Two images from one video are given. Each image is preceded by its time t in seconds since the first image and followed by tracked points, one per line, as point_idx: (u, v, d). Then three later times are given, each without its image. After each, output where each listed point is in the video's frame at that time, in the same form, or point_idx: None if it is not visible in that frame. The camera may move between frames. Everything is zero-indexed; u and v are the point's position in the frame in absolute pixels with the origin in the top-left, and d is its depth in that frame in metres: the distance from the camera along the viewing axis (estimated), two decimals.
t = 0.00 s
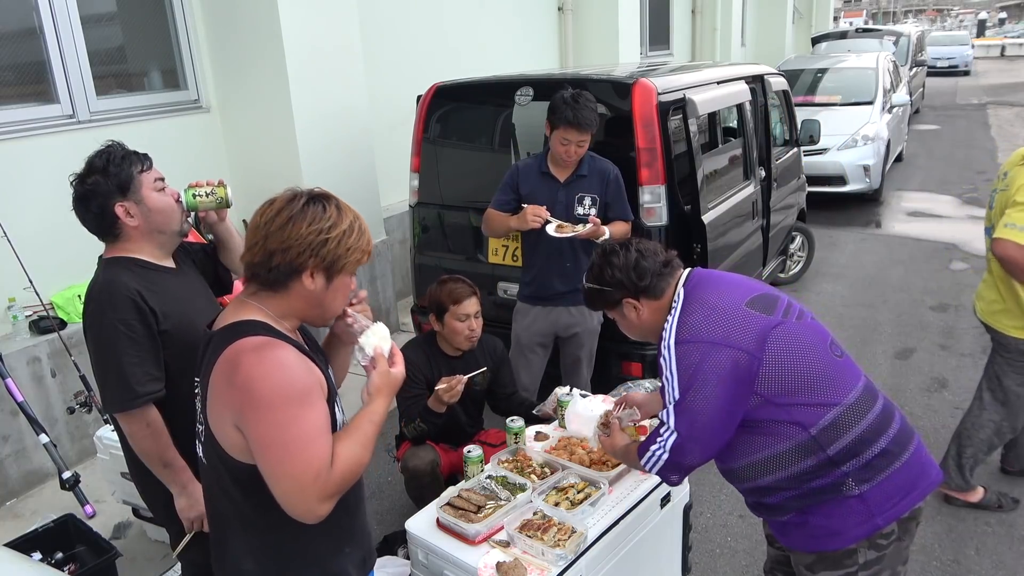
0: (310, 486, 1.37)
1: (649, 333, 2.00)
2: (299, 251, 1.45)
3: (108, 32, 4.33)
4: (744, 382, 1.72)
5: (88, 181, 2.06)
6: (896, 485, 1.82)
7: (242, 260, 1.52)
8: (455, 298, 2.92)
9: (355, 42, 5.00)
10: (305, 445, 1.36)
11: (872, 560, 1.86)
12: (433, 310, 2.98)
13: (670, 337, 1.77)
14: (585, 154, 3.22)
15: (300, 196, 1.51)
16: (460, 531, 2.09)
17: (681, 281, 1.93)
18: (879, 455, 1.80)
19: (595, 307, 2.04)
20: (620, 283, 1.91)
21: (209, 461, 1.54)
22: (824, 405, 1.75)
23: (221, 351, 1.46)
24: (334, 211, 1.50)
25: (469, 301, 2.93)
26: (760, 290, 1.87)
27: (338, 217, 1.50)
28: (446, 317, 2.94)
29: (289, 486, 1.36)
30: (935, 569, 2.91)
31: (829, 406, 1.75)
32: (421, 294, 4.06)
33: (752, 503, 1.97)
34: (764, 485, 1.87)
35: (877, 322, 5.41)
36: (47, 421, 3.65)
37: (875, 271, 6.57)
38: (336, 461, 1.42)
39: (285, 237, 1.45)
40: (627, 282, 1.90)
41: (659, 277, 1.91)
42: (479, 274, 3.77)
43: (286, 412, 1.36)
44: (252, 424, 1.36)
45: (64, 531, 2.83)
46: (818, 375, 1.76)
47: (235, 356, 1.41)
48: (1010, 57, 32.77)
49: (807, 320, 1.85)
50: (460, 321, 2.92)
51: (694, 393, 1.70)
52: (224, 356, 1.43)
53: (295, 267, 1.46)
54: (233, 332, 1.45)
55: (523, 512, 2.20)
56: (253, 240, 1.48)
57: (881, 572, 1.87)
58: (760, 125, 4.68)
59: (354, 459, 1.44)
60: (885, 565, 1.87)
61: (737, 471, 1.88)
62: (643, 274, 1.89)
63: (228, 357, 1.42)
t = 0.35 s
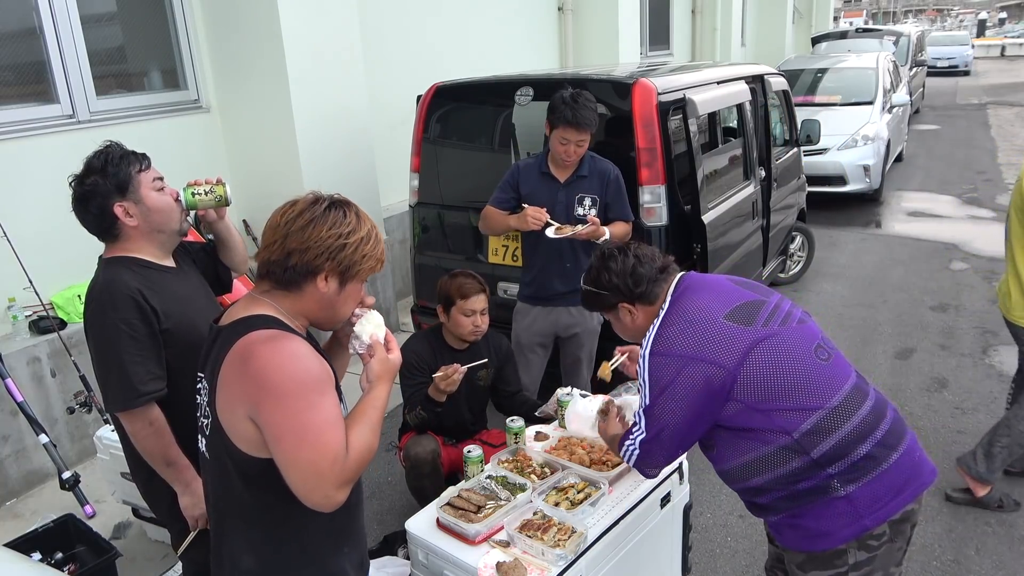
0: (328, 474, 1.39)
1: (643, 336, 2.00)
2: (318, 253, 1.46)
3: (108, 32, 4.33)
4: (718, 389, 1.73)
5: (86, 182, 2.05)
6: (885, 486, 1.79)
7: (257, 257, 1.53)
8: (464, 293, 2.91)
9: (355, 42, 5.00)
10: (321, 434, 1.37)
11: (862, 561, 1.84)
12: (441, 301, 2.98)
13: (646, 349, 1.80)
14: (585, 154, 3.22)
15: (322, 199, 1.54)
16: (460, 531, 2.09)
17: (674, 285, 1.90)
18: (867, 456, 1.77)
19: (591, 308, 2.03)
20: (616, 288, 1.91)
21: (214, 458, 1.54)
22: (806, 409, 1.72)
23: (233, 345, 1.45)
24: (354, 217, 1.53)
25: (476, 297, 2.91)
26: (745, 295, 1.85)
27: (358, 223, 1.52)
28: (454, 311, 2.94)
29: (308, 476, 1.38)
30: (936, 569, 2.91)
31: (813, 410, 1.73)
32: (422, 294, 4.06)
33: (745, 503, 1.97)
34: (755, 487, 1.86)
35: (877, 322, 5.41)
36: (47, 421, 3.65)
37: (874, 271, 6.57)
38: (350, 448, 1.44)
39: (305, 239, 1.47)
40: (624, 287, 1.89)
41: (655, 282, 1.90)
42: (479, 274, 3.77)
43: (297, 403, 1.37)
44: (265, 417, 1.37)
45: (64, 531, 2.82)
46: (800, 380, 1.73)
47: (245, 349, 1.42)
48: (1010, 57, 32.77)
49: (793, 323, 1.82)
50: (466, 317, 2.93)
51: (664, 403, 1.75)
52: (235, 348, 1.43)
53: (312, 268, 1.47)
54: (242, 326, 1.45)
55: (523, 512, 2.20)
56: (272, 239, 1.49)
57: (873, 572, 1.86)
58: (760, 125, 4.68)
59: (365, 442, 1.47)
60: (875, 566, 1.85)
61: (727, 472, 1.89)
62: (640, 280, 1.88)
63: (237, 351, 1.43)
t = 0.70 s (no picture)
0: (333, 473, 1.39)
1: (641, 330, 1.99)
2: (321, 252, 1.46)
3: (108, 32, 4.33)
4: (716, 386, 1.74)
5: (101, 176, 2.05)
6: (879, 488, 1.78)
7: (257, 256, 1.52)
8: (470, 299, 2.91)
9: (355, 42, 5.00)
10: (324, 433, 1.38)
11: (855, 563, 1.83)
12: (447, 303, 2.97)
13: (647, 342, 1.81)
14: (584, 154, 3.22)
15: (323, 197, 1.53)
16: (460, 531, 2.09)
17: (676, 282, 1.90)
18: (862, 457, 1.77)
19: (594, 297, 2.03)
20: (622, 279, 1.90)
21: (217, 457, 1.54)
22: (803, 408, 1.73)
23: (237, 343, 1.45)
24: (356, 216, 1.53)
25: (483, 305, 2.93)
26: (747, 293, 1.85)
27: (359, 221, 1.52)
28: (459, 316, 2.94)
29: (313, 474, 1.38)
30: (936, 569, 2.91)
31: (809, 410, 1.73)
32: (422, 294, 4.05)
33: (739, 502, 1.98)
34: (749, 486, 1.86)
35: (877, 322, 5.41)
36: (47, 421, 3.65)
37: (874, 271, 6.57)
38: (356, 448, 1.44)
39: (307, 238, 1.46)
40: (629, 279, 1.89)
41: (662, 280, 1.90)
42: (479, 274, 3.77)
43: (303, 400, 1.37)
44: (271, 416, 1.37)
45: (64, 530, 2.82)
46: (798, 379, 1.73)
47: (251, 348, 1.41)
48: (1010, 57, 32.77)
49: (793, 323, 1.82)
50: (470, 323, 2.93)
51: (665, 398, 1.76)
52: (240, 347, 1.43)
53: (314, 267, 1.47)
54: (247, 325, 1.45)
55: (523, 512, 2.20)
56: (273, 238, 1.48)
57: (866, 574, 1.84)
58: (760, 125, 4.68)
59: (369, 443, 1.47)
60: (869, 568, 1.84)
61: (722, 469, 1.89)
62: (646, 273, 1.88)
63: (243, 351, 1.43)
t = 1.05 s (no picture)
0: (336, 479, 1.39)
1: (647, 325, 1.99)
2: (313, 247, 1.46)
3: (108, 31, 4.33)
4: (728, 389, 1.73)
5: (133, 169, 2.07)
6: (884, 494, 1.79)
7: (250, 257, 1.52)
8: (469, 308, 2.89)
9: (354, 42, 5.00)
10: (328, 439, 1.38)
11: (860, 568, 1.83)
12: (446, 310, 2.95)
13: (660, 343, 1.79)
14: (583, 154, 3.22)
15: (309, 190, 1.53)
16: (460, 531, 2.09)
17: (686, 284, 1.88)
18: (870, 463, 1.77)
19: (600, 290, 2.01)
20: (629, 276, 1.88)
21: (220, 458, 1.54)
22: (813, 414, 1.72)
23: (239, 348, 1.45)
24: (344, 208, 1.53)
25: (483, 313, 2.92)
26: (759, 294, 1.84)
27: (346, 212, 1.52)
28: (456, 324, 2.93)
29: (318, 480, 1.38)
30: (936, 569, 2.90)
31: (819, 415, 1.72)
32: (422, 295, 4.06)
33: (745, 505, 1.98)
34: (754, 489, 1.86)
35: (877, 322, 5.41)
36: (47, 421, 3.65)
37: (874, 271, 6.57)
38: (359, 455, 1.44)
39: (296, 234, 1.46)
40: (636, 277, 1.87)
41: (668, 281, 1.87)
42: (479, 274, 3.77)
43: (310, 406, 1.37)
44: (277, 420, 1.37)
45: (64, 531, 2.82)
46: (809, 384, 1.73)
47: (255, 352, 1.41)
48: (1010, 57, 32.77)
49: (806, 326, 1.81)
50: (469, 330, 2.93)
51: (679, 401, 1.74)
52: (242, 351, 1.43)
53: (307, 263, 1.47)
54: (252, 327, 1.45)
55: (523, 512, 2.20)
56: (263, 237, 1.48)
57: None
58: (760, 125, 4.68)
59: (373, 451, 1.47)
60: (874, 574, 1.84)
61: (727, 471, 1.88)
62: (653, 272, 1.86)
63: (246, 353, 1.42)
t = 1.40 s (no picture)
0: (338, 485, 1.40)
1: (671, 321, 1.98)
2: (323, 247, 1.47)
3: (108, 31, 4.33)
4: (758, 395, 1.73)
5: (155, 163, 2.10)
6: (904, 513, 1.78)
7: (257, 252, 1.52)
8: (464, 311, 2.89)
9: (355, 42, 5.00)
10: (333, 445, 1.39)
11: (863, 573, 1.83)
12: (441, 315, 2.94)
13: (691, 342, 1.77)
14: (583, 153, 3.22)
15: (322, 191, 1.54)
16: (460, 531, 2.09)
17: (714, 281, 1.87)
18: (892, 482, 1.77)
19: (622, 284, 2.00)
20: (656, 267, 1.87)
21: (224, 456, 1.53)
22: (840, 428, 1.72)
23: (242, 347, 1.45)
24: (356, 210, 1.54)
25: (479, 316, 2.92)
26: (796, 300, 1.83)
27: (357, 214, 1.53)
28: (453, 327, 2.92)
29: (323, 483, 1.39)
30: (935, 569, 2.90)
31: (846, 431, 1.72)
32: (422, 294, 4.06)
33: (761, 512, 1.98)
34: (770, 498, 1.87)
35: (877, 322, 5.41)
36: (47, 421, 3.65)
37: (874, 271, 6.57)
38: (361, 463, 1.46)
39: (308, 232, 1.47)
40: (664, 268, 1.86)
41: (697, 274, 1.87)
42: (479, 274, 3.77)
43: (311, 409, 1.37)
44: (281, 424, 1.37)
45: (64, 530, 2.82)
46: (838, 398, 1.73)
47: (263, 353, 1.40)
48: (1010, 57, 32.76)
49: (840, 337, 1.80)
50: (466, 335, 2.93)
51: (709, 404, 1.72)
52: (249, 350, 1.43)
53: (314, 263, 1.47)
54: (255, 329, 1.44)
55: (523, 512, 2.20)
56: (273, 233, 1.48)
57: None
58: (760, 125, 4.68)
59: (374, 462, 1.49)
60: None
61: (744, 477, 1.89)
62: (681, 264, 1.85)
63: (254, 352, 1.41)
